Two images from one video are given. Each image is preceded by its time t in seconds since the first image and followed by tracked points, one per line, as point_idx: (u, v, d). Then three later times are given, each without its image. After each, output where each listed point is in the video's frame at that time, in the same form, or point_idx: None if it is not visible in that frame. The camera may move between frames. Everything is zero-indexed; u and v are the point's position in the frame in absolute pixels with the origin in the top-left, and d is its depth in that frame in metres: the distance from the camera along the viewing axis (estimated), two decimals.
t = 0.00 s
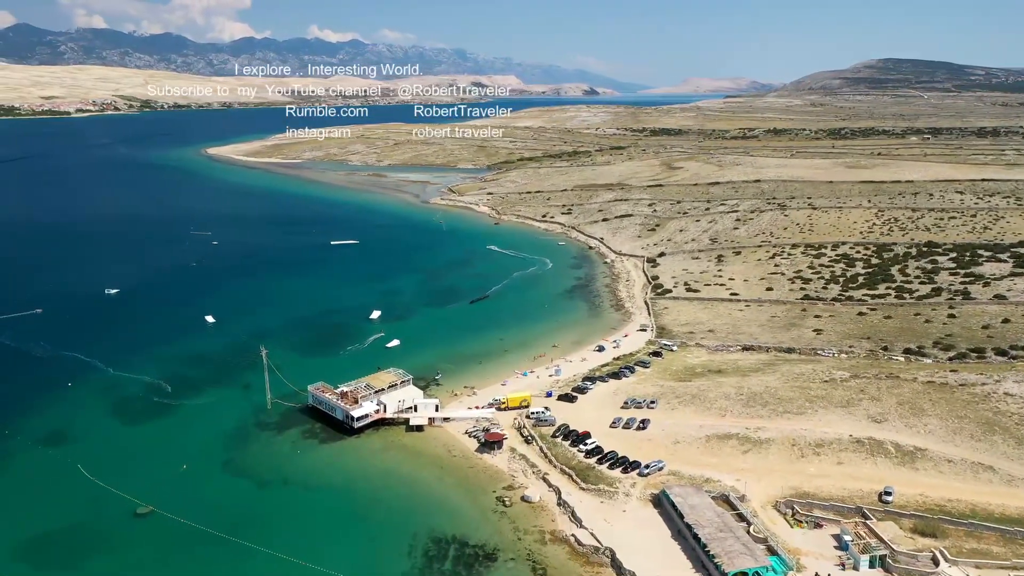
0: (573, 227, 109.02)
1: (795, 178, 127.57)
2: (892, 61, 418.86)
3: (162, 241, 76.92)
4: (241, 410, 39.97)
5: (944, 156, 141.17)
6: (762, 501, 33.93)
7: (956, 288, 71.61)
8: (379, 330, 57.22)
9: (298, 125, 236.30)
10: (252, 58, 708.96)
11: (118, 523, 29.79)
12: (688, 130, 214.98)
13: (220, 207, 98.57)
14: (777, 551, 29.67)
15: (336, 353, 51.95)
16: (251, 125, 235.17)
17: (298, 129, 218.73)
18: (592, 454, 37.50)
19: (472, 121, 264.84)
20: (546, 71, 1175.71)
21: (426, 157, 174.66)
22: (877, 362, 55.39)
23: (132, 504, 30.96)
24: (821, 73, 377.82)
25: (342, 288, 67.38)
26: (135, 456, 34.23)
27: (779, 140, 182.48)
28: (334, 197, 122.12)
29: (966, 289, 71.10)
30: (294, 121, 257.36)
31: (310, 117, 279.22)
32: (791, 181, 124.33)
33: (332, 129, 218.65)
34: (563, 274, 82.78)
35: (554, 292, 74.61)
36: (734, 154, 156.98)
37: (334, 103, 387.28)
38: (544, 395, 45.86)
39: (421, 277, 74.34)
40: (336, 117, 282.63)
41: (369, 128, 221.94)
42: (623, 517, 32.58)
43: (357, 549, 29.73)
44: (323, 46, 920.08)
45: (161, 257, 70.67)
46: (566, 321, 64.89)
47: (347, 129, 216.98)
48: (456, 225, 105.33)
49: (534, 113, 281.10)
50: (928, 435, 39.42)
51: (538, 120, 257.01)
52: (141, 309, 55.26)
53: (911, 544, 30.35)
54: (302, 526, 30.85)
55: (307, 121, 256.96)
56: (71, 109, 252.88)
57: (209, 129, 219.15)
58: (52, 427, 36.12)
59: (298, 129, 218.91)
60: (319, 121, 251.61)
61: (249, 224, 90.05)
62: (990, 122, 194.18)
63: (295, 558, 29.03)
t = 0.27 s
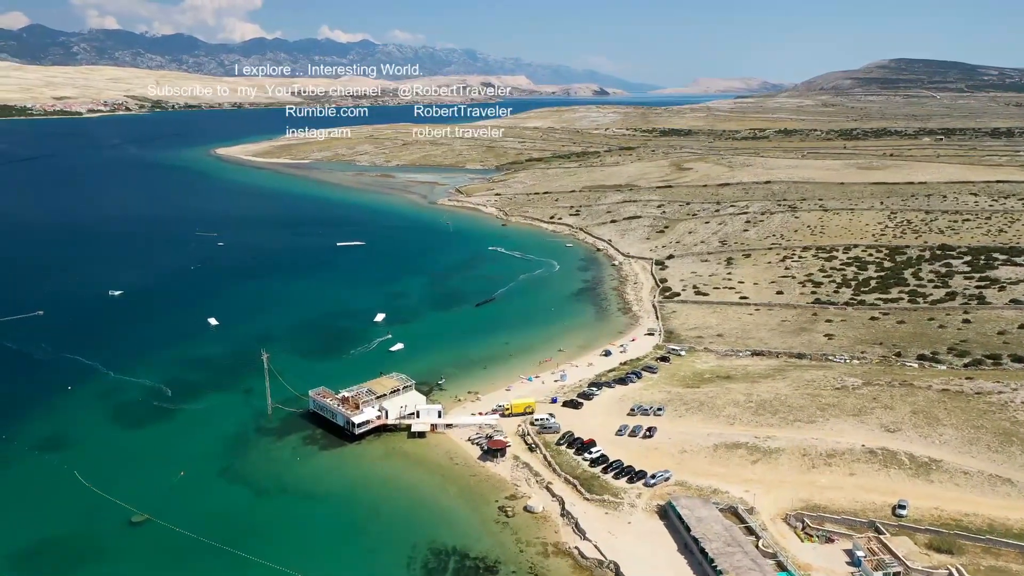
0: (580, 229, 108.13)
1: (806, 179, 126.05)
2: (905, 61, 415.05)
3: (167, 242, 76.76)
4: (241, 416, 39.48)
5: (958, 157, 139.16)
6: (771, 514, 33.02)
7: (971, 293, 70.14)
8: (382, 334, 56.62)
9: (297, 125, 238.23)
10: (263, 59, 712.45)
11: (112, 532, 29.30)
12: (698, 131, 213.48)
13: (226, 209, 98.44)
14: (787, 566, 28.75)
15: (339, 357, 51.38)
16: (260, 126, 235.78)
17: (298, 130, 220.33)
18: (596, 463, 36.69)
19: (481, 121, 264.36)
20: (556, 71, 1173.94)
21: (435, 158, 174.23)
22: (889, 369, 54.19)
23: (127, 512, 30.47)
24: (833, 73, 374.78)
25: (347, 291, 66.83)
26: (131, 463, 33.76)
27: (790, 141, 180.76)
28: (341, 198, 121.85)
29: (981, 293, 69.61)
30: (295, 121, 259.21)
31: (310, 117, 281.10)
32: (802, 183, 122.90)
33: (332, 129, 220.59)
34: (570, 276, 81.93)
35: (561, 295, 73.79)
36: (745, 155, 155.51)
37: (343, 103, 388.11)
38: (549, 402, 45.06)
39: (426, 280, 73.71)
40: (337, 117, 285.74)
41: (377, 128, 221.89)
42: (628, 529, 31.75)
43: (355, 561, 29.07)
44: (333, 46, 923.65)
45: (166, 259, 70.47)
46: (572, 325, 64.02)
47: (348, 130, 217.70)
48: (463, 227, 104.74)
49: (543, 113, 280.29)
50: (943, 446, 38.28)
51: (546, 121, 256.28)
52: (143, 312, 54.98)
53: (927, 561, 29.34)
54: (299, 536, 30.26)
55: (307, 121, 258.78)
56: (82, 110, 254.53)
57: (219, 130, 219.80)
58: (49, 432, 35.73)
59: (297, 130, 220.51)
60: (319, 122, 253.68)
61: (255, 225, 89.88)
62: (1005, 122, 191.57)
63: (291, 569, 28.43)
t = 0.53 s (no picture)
0: (589, 231, 107.21)
1: (817, 180, 124.56)
2: (917, 61, 411.24)
3: (173, 243, 76.58)
4: (241, 421, 38.96)
5: (972, 158, 137.12)
6: (781, 527, 32.10)
7: (986, 297, 68.69)
8: (386, 337, 56.05)
9: (297, 125, 238.80)
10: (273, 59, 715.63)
11: (106, 540, 28.78)
12: (708, 131, 211.93)
13: (233, 209, 98.33)
14: None
15: (342, 360, 50.83)
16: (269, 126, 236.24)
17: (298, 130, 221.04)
18: (601, 473, 35.88)
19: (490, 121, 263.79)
20: (565, 71, 1172.06)
21: (443, 158, 173.80)
22: (903, 376, 52.98)
23: (122, 519, 29.96)
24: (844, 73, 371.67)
25: (352, 293, 66.31)
26: (129, 468, 33.28)
27: (801, 141, 178.95)
28: (348, 198, 121.55)
29: (996, 297, 68.14)
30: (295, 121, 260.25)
31: (311, 117, 282.06)
32: (813, 184, 121.37)
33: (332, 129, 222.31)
34: (577, 279, 81.12)
35: (568, 297, 73.00)
36: (755, 156, 153.99)
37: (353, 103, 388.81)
38: (554, 408, 44.26)
39: (432, 282, 73.12)
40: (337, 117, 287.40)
41: (386, 128, 221.76)
42: (633, 542, 30.94)
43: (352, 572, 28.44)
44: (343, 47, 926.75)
45: (171, 260, 70.28)
46: (579, 328, 63.24)
47: (348, 130, 218.91)
48: (470, 228, 104.11)
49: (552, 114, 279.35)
50: (959, 457, 37.14)
51: (555, 121, 255.28)
52: (146, 314, 54.68)
53: None
54: (296, 546, 29.65)
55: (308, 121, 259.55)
56: (94, 110, 256.04)
57: (228, 130, 220.35)
58: (46, 436, 35.32)
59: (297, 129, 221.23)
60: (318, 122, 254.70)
61: (261, 226, 89.66)
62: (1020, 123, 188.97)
63: None
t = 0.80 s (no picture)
0: (597, 232, 106.33)
1: (829, 182, 123.04)
2: (930, 61, 407.56)
3: (178, 244, 76.53)
4: (241, 427, 38.54)
5: (987, 159, 135.12)
6: (792, 541, 31.17)
7: (1002, 301, 67.21)
8: (390, 340, 55.47)
9: (297, 125, 240.58)
10: (284, 60, 718.85)
11: (100, 548, 28.33)
12: (718, 132, 210.45)
13: (240, 210, 98.16)
14: None
15: (345, 364, 50.27)
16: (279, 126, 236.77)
17: (298, 129, 223.00)
18: (606, 482, 35.08)
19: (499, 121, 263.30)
20: (575, 71, 1170.48)
21: (451, 158, 173.40)
22: (916, 383, 51.77)
23: (117, 527, 29.53)
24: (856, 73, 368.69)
25: (356, 295, 65.83)
26: (125, 475, 32.90)
27: (812, 142, 177.25)
28: (356, 199, 121.26)
29: (1013, 302, 66.64)
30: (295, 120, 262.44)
31: (311, 117, 284.45)
32: (824, 185, 119.85)
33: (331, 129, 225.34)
34: (584, 281, 80.27)
35: (574, 300, 72.23)
36: (766, 157, 152.50)
37: (362, 103, 389.32)
38: (559, 415, 43.49)
39: (437, 284, 72.53)
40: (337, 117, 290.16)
41: (394, 129, 221.58)
42: (639, 555, 30.12)
43: None
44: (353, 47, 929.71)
45: (176, 261, 70.12)
46: (585, 332, 62.36)
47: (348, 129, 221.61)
48: (477, 229, 103.46)
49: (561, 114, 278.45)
50: (976, 469, 36.01)
51: (563, 121, 254.42)
52: (149, 316, 54.40)
53: None
54: (293, 555, 29.13)
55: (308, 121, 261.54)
56: (105, 110, 257.75)
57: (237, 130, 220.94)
58: (43, 441, 35.02)
59: (297, 129, 223.27)
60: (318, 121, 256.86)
61: (268, 227, 89.44)
62: None
63: None
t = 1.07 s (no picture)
0: (605, 234, 105.41)
1: (841, 183, 121.46)
2: (944, 61, 403.54)
3: (184, 245, 76.36)
4: (241, 432, 38.07)
5: (1003, 160, 132.98)
6: (803, 556, 30.24)
7: (1020, 306, 65.72)
8: (395, 343, 54.89)
9: (297, 125, 242.16)
10: (294, 60, 721.83)
11: (93, 558, 27.85)
12: (729, 132, 208.81)
13: (248, 211, 97.97)
14: None
15: (348, 367, 49.73)
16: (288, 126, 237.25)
17: (298, 129, 224.93)
18: (612, 492, 34.27)
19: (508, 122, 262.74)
20: (585, 71, 1168.34)
21: (460, 159, 172.93)
22: (930, 390, 50.52)
23: (112, 537, 29.06)
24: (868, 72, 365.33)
25: (361, 298, 65.32)
26: (122, 482, 32.47)
27: (823, 142, 175.43)
28: (364, 200, 120.94)
29: None
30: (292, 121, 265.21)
31: (311, 117, 287.01)
32: (836, 187, 118.30)
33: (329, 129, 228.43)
34: (592, 284, 79.44)
35: (581, 303, 71.39)
36: (777, 157, 150.93)
37: (371, 103, 389.82)
38: (564, 421, 42.72)
39: (443, 286, 71.89)
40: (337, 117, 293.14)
41: (403, 129, 221.37)
42: (644, 569, 29.29)
43: None
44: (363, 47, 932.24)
45: (182, 262, 69.93)
46: (593, 336, 61.51)
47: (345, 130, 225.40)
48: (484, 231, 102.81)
49: (571, 114, 277.47)
50: (994, 481, 34.87)
51: (573, 122, 253.48)
52: (152, 318, 54.11)
53: None
54: (289, 566, 28.51)
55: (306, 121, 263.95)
56: (117, 111, 259.33)
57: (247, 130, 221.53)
58: (41, 448, 34.69)
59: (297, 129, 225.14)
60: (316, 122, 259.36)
61: (275, 228, 89.19)
62: None
63: None
